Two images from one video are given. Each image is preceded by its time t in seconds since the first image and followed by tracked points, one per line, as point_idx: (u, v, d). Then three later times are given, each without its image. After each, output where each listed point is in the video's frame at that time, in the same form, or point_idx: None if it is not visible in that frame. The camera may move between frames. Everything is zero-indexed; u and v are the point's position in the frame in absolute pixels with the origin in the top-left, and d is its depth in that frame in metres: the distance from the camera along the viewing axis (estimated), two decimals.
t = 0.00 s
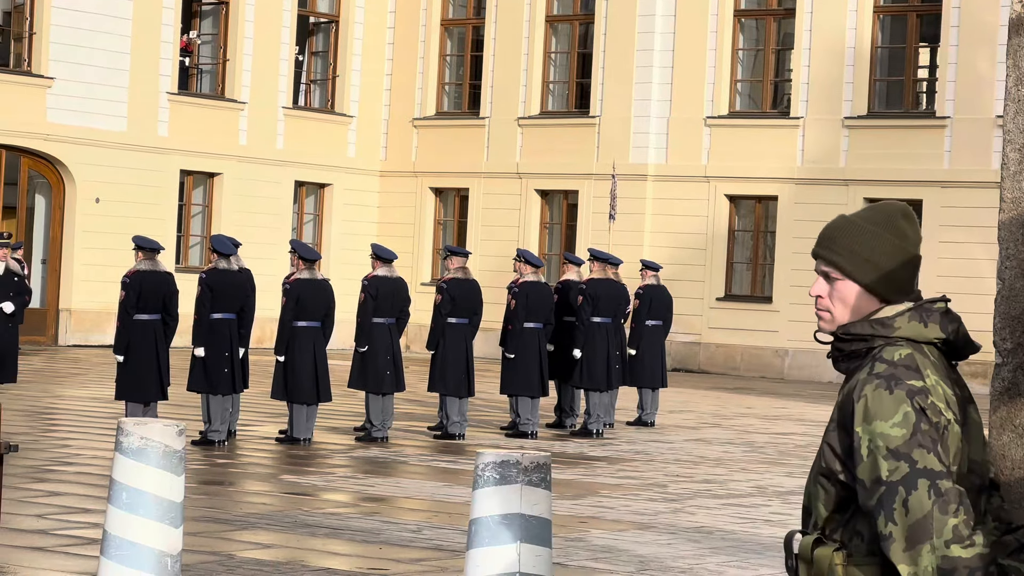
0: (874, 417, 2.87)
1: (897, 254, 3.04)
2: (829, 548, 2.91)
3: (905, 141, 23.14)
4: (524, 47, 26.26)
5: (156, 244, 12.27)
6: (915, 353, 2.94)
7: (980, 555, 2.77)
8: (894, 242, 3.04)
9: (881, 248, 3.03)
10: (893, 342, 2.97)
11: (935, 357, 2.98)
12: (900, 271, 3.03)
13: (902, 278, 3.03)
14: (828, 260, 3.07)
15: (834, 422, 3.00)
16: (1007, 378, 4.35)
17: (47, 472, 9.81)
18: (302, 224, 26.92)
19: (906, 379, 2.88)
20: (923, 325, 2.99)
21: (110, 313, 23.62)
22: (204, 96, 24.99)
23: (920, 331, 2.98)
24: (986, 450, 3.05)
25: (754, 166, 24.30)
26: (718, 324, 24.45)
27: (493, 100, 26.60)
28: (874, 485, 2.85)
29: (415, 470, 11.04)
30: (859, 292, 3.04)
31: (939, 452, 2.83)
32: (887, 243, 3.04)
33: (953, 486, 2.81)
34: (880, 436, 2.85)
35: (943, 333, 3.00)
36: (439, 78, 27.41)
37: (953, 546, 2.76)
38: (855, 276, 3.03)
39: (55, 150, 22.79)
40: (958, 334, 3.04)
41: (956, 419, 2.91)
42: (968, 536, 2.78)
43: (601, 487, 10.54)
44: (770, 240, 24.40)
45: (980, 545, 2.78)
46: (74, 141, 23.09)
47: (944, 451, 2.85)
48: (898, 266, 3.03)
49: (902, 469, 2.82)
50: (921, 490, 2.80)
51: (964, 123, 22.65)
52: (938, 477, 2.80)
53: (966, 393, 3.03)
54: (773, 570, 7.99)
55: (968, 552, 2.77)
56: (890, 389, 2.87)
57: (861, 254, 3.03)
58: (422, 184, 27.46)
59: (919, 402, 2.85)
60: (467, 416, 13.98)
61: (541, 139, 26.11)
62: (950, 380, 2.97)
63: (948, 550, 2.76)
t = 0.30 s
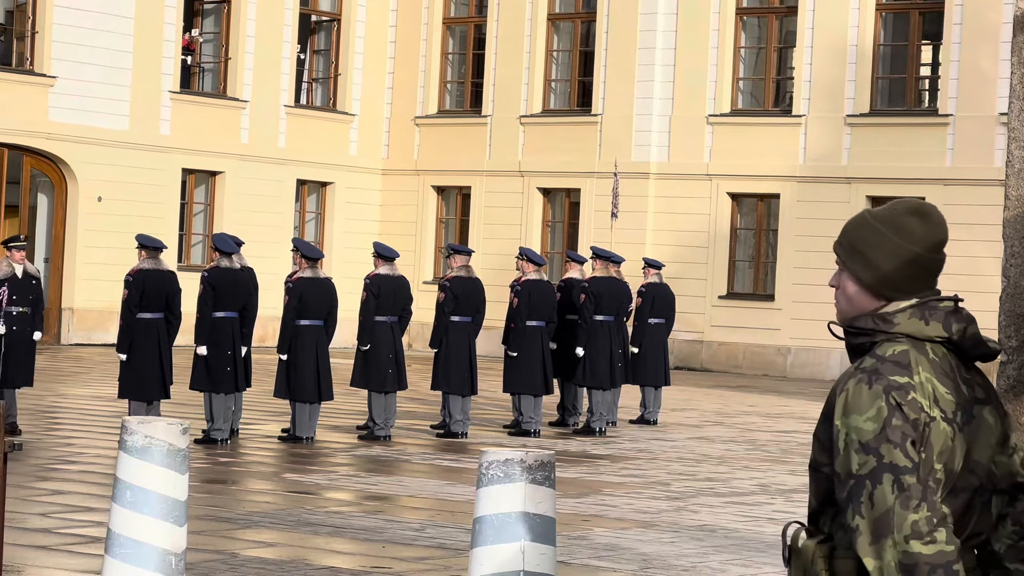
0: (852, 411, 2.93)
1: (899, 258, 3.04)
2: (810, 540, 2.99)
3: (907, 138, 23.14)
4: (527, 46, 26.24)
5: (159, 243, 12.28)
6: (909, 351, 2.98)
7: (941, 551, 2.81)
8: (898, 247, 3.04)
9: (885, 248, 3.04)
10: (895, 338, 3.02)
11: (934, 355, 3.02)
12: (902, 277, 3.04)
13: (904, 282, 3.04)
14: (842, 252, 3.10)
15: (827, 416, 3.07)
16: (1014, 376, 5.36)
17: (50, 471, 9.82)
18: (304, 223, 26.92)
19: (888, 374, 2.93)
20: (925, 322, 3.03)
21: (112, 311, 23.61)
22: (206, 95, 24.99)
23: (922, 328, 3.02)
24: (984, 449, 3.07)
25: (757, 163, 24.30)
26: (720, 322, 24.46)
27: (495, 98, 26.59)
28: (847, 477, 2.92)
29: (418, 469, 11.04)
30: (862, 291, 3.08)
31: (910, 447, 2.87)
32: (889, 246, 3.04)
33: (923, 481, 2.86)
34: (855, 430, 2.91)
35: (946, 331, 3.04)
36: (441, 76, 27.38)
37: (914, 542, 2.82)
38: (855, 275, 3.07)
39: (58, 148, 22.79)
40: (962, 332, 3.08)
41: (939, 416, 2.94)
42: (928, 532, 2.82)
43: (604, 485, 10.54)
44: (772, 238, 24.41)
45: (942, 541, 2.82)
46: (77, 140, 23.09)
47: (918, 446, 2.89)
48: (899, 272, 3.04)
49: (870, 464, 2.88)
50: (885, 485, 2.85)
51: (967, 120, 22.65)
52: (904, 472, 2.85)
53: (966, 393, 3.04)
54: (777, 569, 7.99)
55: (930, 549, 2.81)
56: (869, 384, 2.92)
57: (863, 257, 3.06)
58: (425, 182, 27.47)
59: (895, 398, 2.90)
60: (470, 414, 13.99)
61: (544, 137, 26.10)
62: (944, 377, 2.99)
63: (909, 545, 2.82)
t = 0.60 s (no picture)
0: (848, 405, 3.00)
1: (890, 258, 3.11)
2: (813, 535, 3.05)
3: (908, 137, 23.15)
4: (528, 44, 26.24)
5: (161, 243, 12.28)
6: (909, 346, 3.05)
7: (935, 541, 2.88)
8: (888, 246, 3.11)
9: (880, 252, 3.11)
10: (895, 334, 3.08)
11: (935, 350, 3.07)
12: (895, 275, 3.11)
13: (898, 281, 3.10)
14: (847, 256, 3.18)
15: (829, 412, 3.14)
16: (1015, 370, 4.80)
17: (52, 470, 9.83)
18: (305, 222, 26.94)
19: (884, 367, 3.00)
20: (924, 318, 3.09)
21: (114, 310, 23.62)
22: (208, 94, 25.01)
23: (921, 324, 3.08)
24: (991, 444, 3.11)
25: (759, 161, 24.29)
26: (721, 321, 24.46)
27: (496, 97, 26.59)
28: (844, 468, 3.00)
29: (419, 467, 11.05)
30: (861, 290, 3.16)
31: (905, 438, 2.94)
32: (880, 247, 3.12)
33: (916, 472, 2.93)
34: (851, 423, 2.99)
35: (946, 327, 3.10)
36: (442, 75, 27.36)
37: (907, 532, 2.89)
38: (855, 278, 3.16)
39: (60, 147, 22.81)
40: (963, 329, 3.12)
41: (936, 408, 3.00)
42: (922, 521, 2.89)
43: (605, 483, 10.55)
44: (773, 236, 24.40)
45: (935, 531, 2.88)
46: (79, 140, 23.11)
47: (912, 437, 2.96)
48: (892, 271, 3.11)
49: (864, 455, 2.95)
50: (879, 475, 2.93)
51: (968, 118, 22.65)
52: (897, 461, 2.92)
53: (970, 386, 3.09)
54: (778, 566, 7.99)
55: (923, 538, 2.88)
56: (864, 376, 2.99)
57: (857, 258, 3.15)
58: (426, 180, 27.47)
59: (889, 390, 2.97)
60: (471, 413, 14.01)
61: (545, 135, 26.09)
62: (943, 372, 3.05)
63: (903, 534, 2.89)
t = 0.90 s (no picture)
0: (853, 405, 2.98)
1: (912, 254, 3.11)
2: (813, 531, 3.07)
3: (910, 137, 23.14)
4: (530, 44, 26.24)
5: (164, 242, 12.31)
6: (920, 348, 3.03)
7: (927, 549, 2.87)
8: (911, 243, 3.11)
9: (904, 249, 3.11)
10: (909, 334, 3.07)
11: (947, 353, 3.05)
12: (916, 273, 3.11)
13: (918, 279, 3.10)
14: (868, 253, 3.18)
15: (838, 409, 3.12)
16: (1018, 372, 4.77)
17: (54, 470, 9.83)
18: (307, 222, 26.96)
19: (891, 369, 2.98)
20: (939, 320, 3.07)
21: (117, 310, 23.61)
22: (210, 94, 25.02)
23: (935, 325, 3.06)
24: (999, 449, 3.08)
25: (761, 161, 24.29)
26: (723, 320, 24.47)
27: (498, 96, 26.58)
28: (844, 468, 2.98)
29: (421, 467, 11.05)
30: (882, 286, 3.16)
31: (905, 443, 2.92)
32: (902, 243, 3.12)
33: (914, 478, 2.91)
34: (854, 423, 2.97)
35: (960, 330, 3.08)
36: (444, 75, 27.35)
37: (900, 537, 2.88)
38: (876, 274, 3.15)
39: (62, 148, 22.83)
40: (978, 333, 3.10)
41: (941, 414, 2.98)
42: (915, 528, 2.88)
43: (608, 483, 10.55)
44: (775, 236, 24.39)
45: (928, 539, 2.87)
46: (81, 140, 23.12)
47: (914, 442, 2.93)
48: (913, 268, 3.11)
49: (864, 457, 2.94)
50: (877, 479, 2.91)
51: (970, 117, 22.65)
52: (895, 466, 2.90)
53: (978, 392, 3.07)
54: (780, 566, 7.98)
55: (916, 545, 2.87)
56: (870, 378, 2.97)
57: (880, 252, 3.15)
58: (428, 181, 27.46)
59: (894, 393, 2.94)
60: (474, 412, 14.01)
61: (547, 135, 26.08)
62: (952, 376, 3.02)
63: (895, 540, 2.88)
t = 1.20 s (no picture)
0: (874, 419, 2.84)
1: (933, 260, 2.94)
2: (826, 542, 2.98)
3: (911, 137, 23.12)
4: (532, 44, 26.24)
5: (166, 243, 12.35)
6: (938, 359, 2.89)
7: (953, 569, 2.74)
8: (933, 247, 2.94)
9: (925, 253, 2.94)
10: (926, 343, 2.93)
11: (965, 363, 2.91)
12: (937, 278, 2.95)
13: (939, 285, 2.94)
14: (883, 253, 3.00)
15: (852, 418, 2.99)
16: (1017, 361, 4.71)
17: (57, 470, 9.86)
18: (310, 222, 27.00)
19: (912, 383, 2.83)
20: (957, 328, 2.93)
21: (120, 311, 23.62)
22: (213, 94, 25.03)
23: (953, 333, 2.92)
24: (1013, 459, 2.97)
25: (763, 161, 24.28)
26: (725, 320, 24.47)
27: (501, 96, 26.57)
28: (864, 484, 2.84)
29: (424, 467, 11.07)
30: (898, 289, 2.99)
31: (929, 460, 2.79)
32: (923, 247, 2.95)
33: (938, 496, 2.78)
34: (875, 438, 2.82)
35: (978, 339, 2.94)
36: (446, 75, 27.36)
37: (925, 558, 2.74)
38: (891, 272, 2.98)
39: (64, 148, 22.85)
40: (995, 341, 2.97)
41: (962, 428, 2.85)
42: (941, 549, 2.75)
43: (610, 483, 10.57)
44: (778, 236, 24.39)
45: (954, 560, 2.74)
46: (84, 140, 23.16)
47: (936, 459, 2.81)
48: (934, 274, 2.95)
49: (887, 475, 2.79)
50: (902, 497, 2.77)
51: (972, 118, 22.64)
52: (920, 486, 2.77)
53: (994, 400, 2.94)
54: (782, 565, 7.99)
55: (942, 566, 2.74)
56: (892, 392, 2.82)
57: (899, 254, 2.97)
58: (430, 181, 27.47)
59: (917, 408, 2.80)
60: (476, 412, 14.02)
61: (549, 135, 26.09)
62: (971, 387, 2.90)
63: (920, 562, 2.75)
